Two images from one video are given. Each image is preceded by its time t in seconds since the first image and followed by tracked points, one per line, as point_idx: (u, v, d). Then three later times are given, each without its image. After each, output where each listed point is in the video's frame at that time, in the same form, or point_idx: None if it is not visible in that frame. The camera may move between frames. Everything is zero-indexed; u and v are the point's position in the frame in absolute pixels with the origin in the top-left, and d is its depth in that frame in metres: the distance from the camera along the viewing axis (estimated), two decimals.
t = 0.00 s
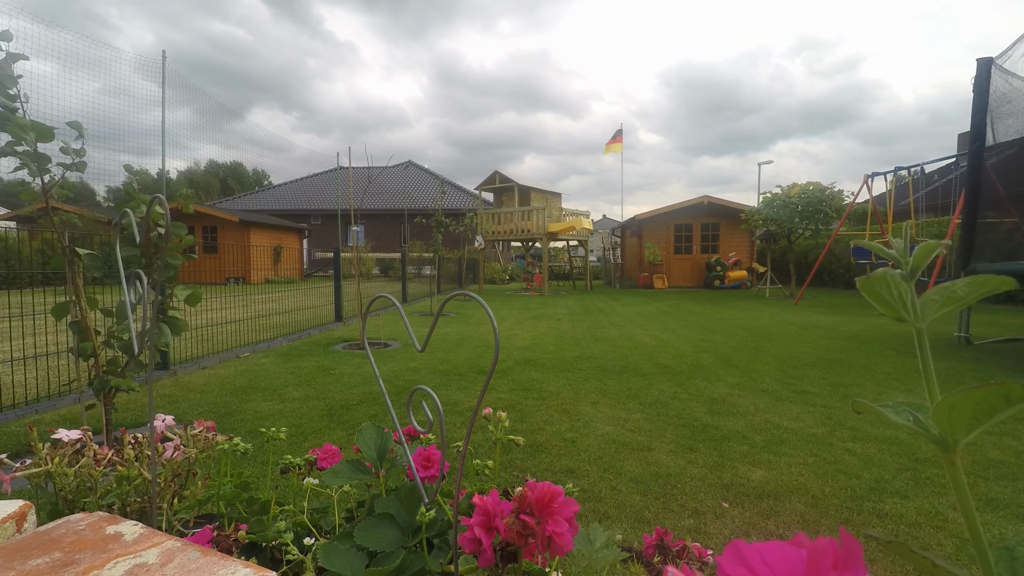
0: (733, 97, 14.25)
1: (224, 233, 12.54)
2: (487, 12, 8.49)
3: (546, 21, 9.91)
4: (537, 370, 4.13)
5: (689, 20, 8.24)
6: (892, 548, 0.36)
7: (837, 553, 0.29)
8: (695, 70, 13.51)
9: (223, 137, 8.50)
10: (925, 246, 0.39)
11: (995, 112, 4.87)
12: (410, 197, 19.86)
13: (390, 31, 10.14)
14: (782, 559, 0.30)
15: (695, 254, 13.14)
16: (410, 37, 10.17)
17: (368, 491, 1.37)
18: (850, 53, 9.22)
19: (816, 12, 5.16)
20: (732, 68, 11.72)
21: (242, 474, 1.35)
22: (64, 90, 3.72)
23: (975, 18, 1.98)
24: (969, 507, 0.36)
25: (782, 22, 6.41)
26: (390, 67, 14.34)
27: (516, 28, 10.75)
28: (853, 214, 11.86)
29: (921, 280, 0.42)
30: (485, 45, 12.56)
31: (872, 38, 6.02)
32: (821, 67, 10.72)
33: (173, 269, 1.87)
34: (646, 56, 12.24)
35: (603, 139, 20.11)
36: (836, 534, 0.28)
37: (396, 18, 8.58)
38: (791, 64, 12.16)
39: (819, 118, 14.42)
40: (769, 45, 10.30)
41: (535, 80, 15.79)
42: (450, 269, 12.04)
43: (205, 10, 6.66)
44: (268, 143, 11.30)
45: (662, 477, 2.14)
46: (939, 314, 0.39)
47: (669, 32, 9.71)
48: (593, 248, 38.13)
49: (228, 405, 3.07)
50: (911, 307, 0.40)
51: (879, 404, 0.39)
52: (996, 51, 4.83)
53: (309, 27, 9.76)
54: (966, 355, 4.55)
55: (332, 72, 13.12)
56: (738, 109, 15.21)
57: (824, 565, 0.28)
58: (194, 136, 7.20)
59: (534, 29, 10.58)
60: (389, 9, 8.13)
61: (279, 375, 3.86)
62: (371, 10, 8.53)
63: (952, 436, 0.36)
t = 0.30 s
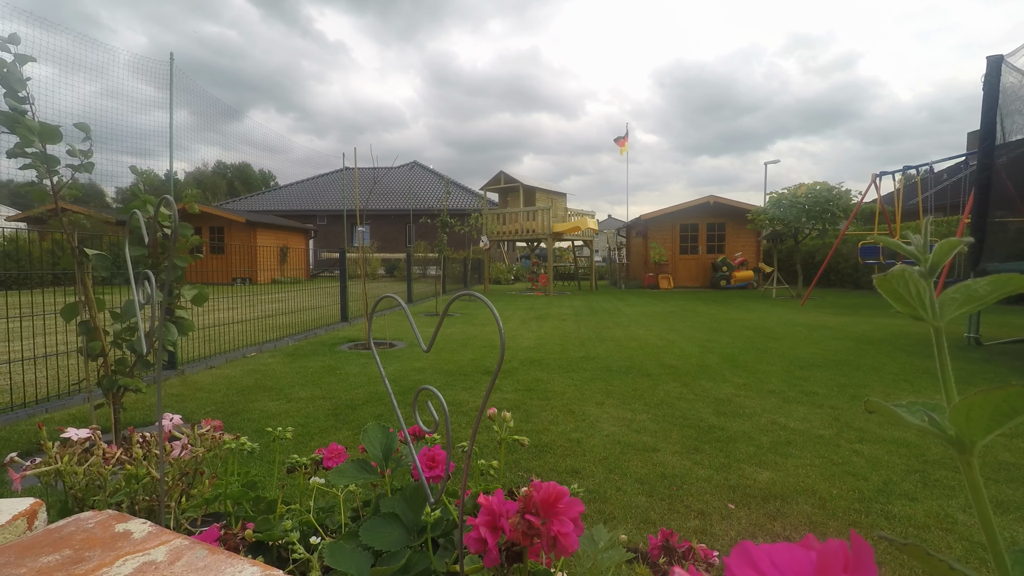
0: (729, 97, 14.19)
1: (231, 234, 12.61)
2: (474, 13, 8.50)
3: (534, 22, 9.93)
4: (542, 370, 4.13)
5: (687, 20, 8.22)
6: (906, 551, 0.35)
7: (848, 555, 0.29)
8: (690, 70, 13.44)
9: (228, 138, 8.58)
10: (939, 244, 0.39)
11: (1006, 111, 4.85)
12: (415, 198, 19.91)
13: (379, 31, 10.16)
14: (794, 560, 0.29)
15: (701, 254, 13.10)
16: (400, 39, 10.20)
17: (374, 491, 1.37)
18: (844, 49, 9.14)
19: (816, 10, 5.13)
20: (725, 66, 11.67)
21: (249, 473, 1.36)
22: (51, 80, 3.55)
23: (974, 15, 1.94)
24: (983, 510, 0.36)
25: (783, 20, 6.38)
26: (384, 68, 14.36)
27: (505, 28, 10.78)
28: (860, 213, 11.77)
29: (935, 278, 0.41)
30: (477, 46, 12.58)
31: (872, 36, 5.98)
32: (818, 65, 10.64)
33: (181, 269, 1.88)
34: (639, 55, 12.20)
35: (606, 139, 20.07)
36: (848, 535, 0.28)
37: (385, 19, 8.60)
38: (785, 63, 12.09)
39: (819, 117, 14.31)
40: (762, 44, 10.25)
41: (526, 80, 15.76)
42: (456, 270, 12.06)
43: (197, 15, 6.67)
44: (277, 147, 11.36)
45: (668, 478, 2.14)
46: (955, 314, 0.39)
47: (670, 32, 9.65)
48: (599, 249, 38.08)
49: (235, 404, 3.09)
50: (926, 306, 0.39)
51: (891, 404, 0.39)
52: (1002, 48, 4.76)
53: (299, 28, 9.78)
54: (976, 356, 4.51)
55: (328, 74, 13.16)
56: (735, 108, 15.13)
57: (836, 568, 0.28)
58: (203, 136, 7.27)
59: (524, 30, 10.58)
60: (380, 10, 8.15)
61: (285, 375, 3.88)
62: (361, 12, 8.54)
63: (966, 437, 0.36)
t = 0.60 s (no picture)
0: (723, 96, 14.10)
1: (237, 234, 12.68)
2: (460, 15, 8.50)
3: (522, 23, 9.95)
4: (547, 370, 4.13)
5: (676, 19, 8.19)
6: (914, 552, 0.35)
7: (854, 558, 0.29)
8: (685, 69, 13.37)
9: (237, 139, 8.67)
10: (948, 244, 0.38)
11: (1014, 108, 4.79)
12: (420, 198, 19.93)
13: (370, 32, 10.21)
14: (802, 561, 0.29)
15: (706, 254, 13.05)
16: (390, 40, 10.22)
17: (379, 490, 1.38)
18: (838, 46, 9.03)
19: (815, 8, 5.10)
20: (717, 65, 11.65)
21: (255, 472, 1.36)
22: (67, 91, 3.46)
23: (968, 13, 1.92)
24: (994, 513, 0.35)
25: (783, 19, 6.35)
26: (378, 69, 14.38)
27: (495, 28, 10.77)
28: (868, 213, 11.68)
29: (945, 278, 0.41)
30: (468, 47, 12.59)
31: (870, 36, 5.94)
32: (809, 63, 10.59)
33: (187, 269, 1.89)
34: (631, 54, 12.14)
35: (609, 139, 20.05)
36: (856, 539, 0.28)
37: (374, 19, 8.62)
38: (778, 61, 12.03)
39: (818, 115, 14.24)
40: (754, 43, 10.20)
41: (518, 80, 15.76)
42: (461, 270, 12.07)
43: (188, 16, 6.67)
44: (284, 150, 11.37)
45: (673, 479, 2.13)
46: (967, 314, 0.38)
47: (670, 32, 9.53)
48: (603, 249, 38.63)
49: (241, 404, 3.10)
50: (936, 306, 0.39)
51: (899, 405, 0.38)
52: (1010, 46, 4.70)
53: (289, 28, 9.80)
54: (986, 356, 4.46)
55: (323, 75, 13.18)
56: (730, 106, 15.09)
57: (844, 570, 0.28)
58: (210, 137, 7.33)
59: (515, 30, 10.56)
60: (370, 11, 8.18)
61: (291, 374, 3.90)
62: (350, 12, 8.54)
63: (976, 439, 0.36)
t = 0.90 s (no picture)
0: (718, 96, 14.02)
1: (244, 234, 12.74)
2: (448, 15, 8.51)
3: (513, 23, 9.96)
4: (552, 370, 4.13)
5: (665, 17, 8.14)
6: (919, 555, 0.35)
7: (860, 559, 0.28)
8: (680, 68, 13.31)
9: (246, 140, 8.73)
10: (954, 245, 0.38)
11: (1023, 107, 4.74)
12: (425, 198, 19.96)
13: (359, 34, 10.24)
14: (804, 564, 0.29)
15: (712, 254, 13.00)
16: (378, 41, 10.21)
17: (384, 489, 1.38)
18: (832, 44, 8.94)
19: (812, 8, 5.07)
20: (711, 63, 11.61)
21: (261, 471, 1.36)
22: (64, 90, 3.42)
23: (962, 13, 1.90)
24: (998, 514, 0.35)
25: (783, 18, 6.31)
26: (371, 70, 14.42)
27: (486, 28, 10.78)
28: (876, 213, 11.60)
29: (949, 280, 0.40)
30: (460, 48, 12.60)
31: (869, 36, 5.90)
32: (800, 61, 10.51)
33: (194, 270, 1.90)
34: (624, 55, 12.09)
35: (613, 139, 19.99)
36: (862, 540, 0.27)
37: (363, 21, 8.64)
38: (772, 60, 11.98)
39: (818, 114, 14.17)
40: (747, 42, 10.16)
41: (508, 80, 15.70)
42: (465, 270, 12.06)
43: (180, 18, 6.66)
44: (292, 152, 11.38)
45: (678, 479, 2.13)
46: (970, 315, 0.38)
47: (671, 32, 9.40)
48: (608, 249, 38.60)
49: (247, 403, 3.12)
50: (939, 307, 0.39)
51: (904, 408, 0.38)
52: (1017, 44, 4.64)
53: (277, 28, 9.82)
54: (995, 357, 4.42)
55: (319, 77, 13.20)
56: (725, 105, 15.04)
57: (848, 571, 0.28)
58: (218, 138, 7.35)
59: (504, 30, 10.58)
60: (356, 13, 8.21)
61: (297, 374, 3.92)
62: (337, 13, 8.54)
63: (981, 441, 0.36)
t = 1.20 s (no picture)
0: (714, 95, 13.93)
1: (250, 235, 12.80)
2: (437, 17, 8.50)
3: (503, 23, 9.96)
4: (557, 370, 4.13)
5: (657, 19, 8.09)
6: (931, 557, 0.35)
7: (870, 561, 0.28)
8: (676, 68, 13.22)
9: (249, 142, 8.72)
10: (967, 245, 0.38)
11: None
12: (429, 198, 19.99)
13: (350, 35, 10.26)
14: (814, 564, 0.29)
15: (717, 254, 12.96)
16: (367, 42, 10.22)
17: (389, 489, 1.38)
18: (823, 42, 8.89)
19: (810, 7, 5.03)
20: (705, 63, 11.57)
21: (267, 470, 1.37)
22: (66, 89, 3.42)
23: (957, 12, 1.89)
24: (1012, 516, 0.35)
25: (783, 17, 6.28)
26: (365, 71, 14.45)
27: (473, 28, 10.78)
28: (883, 213, 11.52)
29: (962, 279, 0.40)
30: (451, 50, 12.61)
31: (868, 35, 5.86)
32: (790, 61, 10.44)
33: (201, 270, 1.91)
34: (618, 54, 12.01)
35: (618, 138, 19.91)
36: (870, 542, 0.27)
37: (350, 22, 8.65)
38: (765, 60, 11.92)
39: (818, 113, 14.10)
40: (739, 42, 10.11)
41: (501, 80, 15.68)
42: (470, 270, 12.06)
43: (172, 21, 6.66)
44: (296, 154, 11.44)
45: (684, 480, 2.12)
46: (983, 315, 0.38)
47: (671, 33, 9.35)
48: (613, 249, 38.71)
49: (252, 403, 3.14)
50: (952, 306, 0.39)
51: (914, 409, 0.38)
52: None
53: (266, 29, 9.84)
54: (1005, 358, 4.38)
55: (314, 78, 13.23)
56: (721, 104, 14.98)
57: (861, 572, 0.28)
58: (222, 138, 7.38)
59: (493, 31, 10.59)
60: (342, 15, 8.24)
61: (302, 374, 3.93)
62: (326, 15, 8.56)
63: (995, 443, 0.35)
